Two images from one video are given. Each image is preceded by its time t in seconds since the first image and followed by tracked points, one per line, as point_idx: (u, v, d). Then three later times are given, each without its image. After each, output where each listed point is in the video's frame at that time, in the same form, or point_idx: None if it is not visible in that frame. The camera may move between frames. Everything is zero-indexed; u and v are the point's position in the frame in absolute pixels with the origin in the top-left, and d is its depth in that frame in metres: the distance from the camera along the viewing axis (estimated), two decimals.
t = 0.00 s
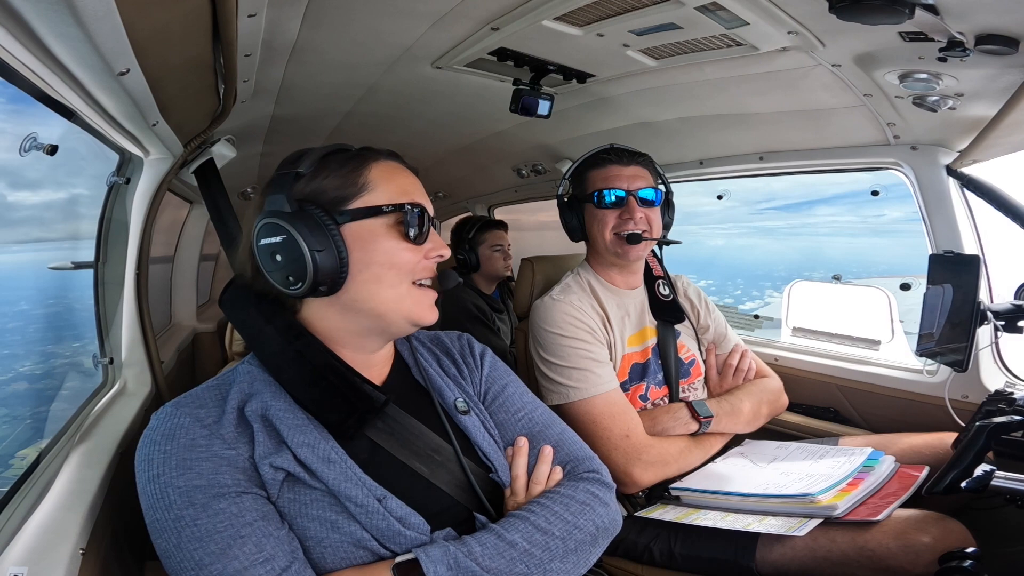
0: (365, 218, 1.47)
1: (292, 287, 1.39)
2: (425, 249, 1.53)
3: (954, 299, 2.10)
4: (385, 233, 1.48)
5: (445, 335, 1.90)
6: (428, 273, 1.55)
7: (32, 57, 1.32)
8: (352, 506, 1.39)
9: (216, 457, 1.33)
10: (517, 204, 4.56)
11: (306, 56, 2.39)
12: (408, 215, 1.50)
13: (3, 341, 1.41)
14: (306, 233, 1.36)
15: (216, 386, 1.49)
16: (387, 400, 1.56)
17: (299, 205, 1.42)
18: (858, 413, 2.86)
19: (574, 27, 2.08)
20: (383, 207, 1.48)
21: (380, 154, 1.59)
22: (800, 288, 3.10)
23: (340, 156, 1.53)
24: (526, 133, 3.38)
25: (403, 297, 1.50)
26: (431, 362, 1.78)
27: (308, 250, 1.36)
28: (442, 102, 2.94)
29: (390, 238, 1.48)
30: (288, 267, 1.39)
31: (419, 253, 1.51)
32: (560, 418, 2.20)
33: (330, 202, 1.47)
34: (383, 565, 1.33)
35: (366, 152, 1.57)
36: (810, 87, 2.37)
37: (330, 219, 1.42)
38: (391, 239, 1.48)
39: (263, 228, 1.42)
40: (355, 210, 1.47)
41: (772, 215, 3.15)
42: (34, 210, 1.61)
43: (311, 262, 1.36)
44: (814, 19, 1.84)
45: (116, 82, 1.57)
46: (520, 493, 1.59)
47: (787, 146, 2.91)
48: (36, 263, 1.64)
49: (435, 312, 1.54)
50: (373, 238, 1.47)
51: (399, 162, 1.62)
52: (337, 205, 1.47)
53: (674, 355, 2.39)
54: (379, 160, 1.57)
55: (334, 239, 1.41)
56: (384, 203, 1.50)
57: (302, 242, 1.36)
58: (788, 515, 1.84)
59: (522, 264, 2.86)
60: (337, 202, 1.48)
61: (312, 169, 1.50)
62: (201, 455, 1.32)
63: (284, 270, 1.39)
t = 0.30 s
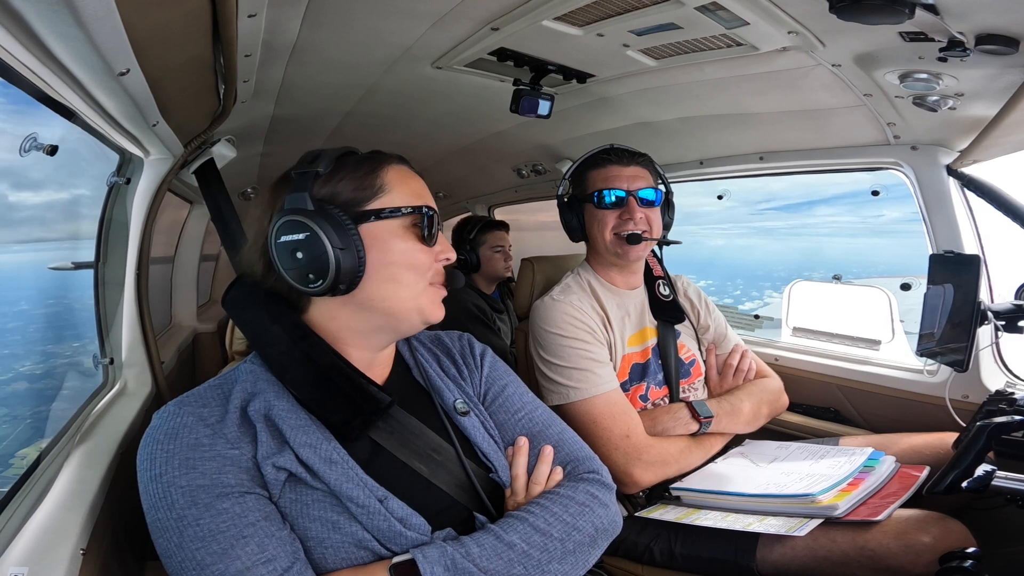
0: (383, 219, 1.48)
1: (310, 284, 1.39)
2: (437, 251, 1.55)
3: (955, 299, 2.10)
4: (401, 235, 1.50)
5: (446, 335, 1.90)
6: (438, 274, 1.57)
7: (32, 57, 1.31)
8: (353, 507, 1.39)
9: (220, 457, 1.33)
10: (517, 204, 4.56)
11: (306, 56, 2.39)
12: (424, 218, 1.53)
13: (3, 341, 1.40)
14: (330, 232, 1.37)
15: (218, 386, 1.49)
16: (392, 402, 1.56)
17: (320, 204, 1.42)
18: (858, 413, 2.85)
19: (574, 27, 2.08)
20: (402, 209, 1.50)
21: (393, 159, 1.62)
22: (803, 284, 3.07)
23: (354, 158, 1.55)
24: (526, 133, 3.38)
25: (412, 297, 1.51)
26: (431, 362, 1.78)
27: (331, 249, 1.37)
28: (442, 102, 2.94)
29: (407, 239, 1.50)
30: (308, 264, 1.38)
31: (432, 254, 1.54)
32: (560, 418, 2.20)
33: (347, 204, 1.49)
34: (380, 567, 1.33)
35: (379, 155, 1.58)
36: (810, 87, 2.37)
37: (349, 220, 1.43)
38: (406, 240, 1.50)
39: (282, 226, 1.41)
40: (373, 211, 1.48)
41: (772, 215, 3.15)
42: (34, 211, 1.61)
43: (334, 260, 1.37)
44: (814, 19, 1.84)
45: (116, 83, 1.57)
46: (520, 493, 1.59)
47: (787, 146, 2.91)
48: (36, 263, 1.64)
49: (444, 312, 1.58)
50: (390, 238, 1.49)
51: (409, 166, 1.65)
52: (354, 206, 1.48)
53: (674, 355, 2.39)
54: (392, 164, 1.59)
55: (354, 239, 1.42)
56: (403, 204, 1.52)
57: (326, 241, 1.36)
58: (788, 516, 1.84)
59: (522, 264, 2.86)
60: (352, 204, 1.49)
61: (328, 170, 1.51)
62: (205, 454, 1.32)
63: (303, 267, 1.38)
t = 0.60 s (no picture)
0: (392, 218, 1.49)
1: (317, 282, 1.39)
2: (441, 252, 1.56)
3: (955, 300, 2.10)
4: (408, 235, 1.50)
5: (447, 337, 1.90)
6: (441, 275, 1.58)
7: (33, 56, 1.32)
8: (354, 505, 1.39)
9: (222, 454, 1.33)
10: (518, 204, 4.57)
11: (306, 56, 2.39)
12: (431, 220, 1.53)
13: (4, 341, 1.40)
14: (340, 230, 1.37)
15: (220, 383, 1.49)
16: (396, 401, 1.55)
17: (330, 201, 1.42)
18: (858, 414, 2.85)
19: (574, 28, 2.08)
20: (410, 209, 1.51)
21: (401, 159, 1.62)
22: (801, 288, 3.10)
23: (364, 157, 1.55)
24: (527, 133, 3.38)
25: (416, 299, 1.52)
26: (432, 363, 1.78)
27: (340, 246, 1.38)
28: (442, 102, 2.94)
29: (413, 240, 1.51)
30: (316, 262, 1.38)
31: (437, 255, 1.54)
32: (560, 418, 2.20)
33: (355, 203, 1.49)
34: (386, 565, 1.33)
35: (387, 156, 1.59)
36: (810, 87, 2.36)
37: (358, 219, 1.44)
38: (412, 240, 1.51)
39: (292, 223, 1.41)
40: (381, 211, 1.48)
41: (772, 216, 3.15)
42: (35, 210, 1.61)
43: (342, 259, 1.38)
44: (814, 19, 1.84)
45: (117, 83, 1.57)
46: (522, 493, 1.60)
47: (787, 147, 2.91)
48: (36, 262, 1.64)
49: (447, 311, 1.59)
50: (398, 238, 1.49)
51: (416, 167, 1.65)
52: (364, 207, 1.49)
53: (673, 355, 2.39)
54: (400, 164, 1.59)
55: (363, 238, 1.42)
56: (410, 205, 1.53)
57: (335, 239, 1.37)
58: (788, 516, 1.83)
59: (522, 264, 2.86)
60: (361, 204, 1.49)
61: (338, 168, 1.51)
62: (207, 452, 1.32)
63: (312, 264, 1.38)
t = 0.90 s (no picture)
0: (395, 217, 1.49)
1: (325, 279, 1.39)
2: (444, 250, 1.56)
3: (955, 301, 2.10)
4: (411, 234, 1.51)
5: (445, 334, 1.90)
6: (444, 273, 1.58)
7: (33, 56, 1.32)
8: (355, 506, 1.39)
9: (226, 455, 1.33)
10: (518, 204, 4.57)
11: (307, 56, 2.39)
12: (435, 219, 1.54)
13: (4, 341, 1.40)
14: (347, 228, 1.37)
15: (222, 382, 1.49)
16: (398, 401, 1.54)
17: (336, 200, 1.42)
18: (858, 414, 2.85)
19: (574, 28, 2.08)
20: (414, 209, 1.51)
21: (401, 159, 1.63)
22: (801, 287, 3.09)
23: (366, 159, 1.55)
24: (527, 134, 3.38)
25: (417, 297, 1.52)
26: (431, 360, 1.78)
27: (348, 244, 1.37)
28: (443, 102, 2.95)
29: (417, 239, 1.51)
30: (323, 259, 1.38)
31: (440, 254, 1.55)
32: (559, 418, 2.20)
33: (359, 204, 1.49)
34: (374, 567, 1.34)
35: (389, 157, 1.59)
36: (811, 88, 2.36)
37: (363, 217, 1.44)
38: (416, 239, 1.51)
39: (298, 221, 1.41)
40: (385, 210, 1.49)
41: (772, 216, 3.15)
42: (36, 210, 1.61)
43: (350, 256, 1.37)
44: (815, 19, 1.84)
45: (117, 83, 1.57)
46: (515, 492, 1.60)
47: (787, 147, 2.92)
48: (36, 262, 1.64)
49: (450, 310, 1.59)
50: (402, 236, 1.49)
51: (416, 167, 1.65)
52: (370, 206, 1.49)
53: (673, 356, 2.39)
54: (400, 165, 1.60)
55: (369, 236, 1.42)
56: (413, 204, 1.53)
57: (342, 236, 1.37)
58: (788, 517, 1.83)
59: (522, 264, 2.86)
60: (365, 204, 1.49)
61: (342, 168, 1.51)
62: (211, 452, 1.32)
63: (319, 262, 1.38)
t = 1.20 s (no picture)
0: (392, 218, 1.49)
1: (320, 283, 1.40)
2: (443, 250, 1.56)
3: (955, 302, 2.10)
4: (409, 234, 1.50)
5: (444, 331, 1.90)
6: (445, 273, 1.57)
7: (34, 56, 1.32)
8: (356, 507, 1.39)
9: (229, 456, 1.33)
10: (518, 204, 4.57)
11: (308, 56, 2.39)
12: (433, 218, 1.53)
13: (4, 341, 1.40)
14: (339, 231, 1.38)
15: (224, 381, 1.49)
16: (399, 402, 1.54)
17: (330, 203, 1.43)
18: (858, 415, 2.85)
19: (575, 29, 2.09)
20: (409, 209, 1.51)
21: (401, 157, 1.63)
22: (802, 288, 3.09)
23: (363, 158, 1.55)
24: (527, 134, 3.38)
25: (418, 298, 1.51)
26: (430, 359, 1.78)
27: (341, 248, 1.38)
28: (443, 103, 2.95)
29: (414, 240, 1.51)
30: (318, 264, 1.39)
31: (439, 254, 1.54)
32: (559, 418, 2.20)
33: (356, 204, 1.49)
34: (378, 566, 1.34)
35: (388, 156, 1.59)
36: (812, 88, 2.36)
37: (358, 218, 1.44)
38: (413, 239, 1.51)
39: (293, 225, 1.42)
40: (381, 210, 1.49)
41: (772, 216, 3.15)
42: (36, 210, 1.61)
43: (343, 260, 1.38)
44: (815, 20, 1.85)
45: (118, 83, 1.57)
46: (510, 489, 1.60)
47: (787, 148, 2.92)
48: (37, 262, 1.64)
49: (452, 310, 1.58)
50: (399, 236, 1.49)
51: (417, 166, 1.65)
52: (365, 207, 1.49)
53: (673, 357, 2.39)
54: (399, 163, 1.60)
55: (363, 238, 1.42)
56: (410, 205, 1.53)
57: (335, 240, 1.37)
58: (788, 518, 1.83)
59: (523, 264, 2.85)
60: (363, 205, 1.49)
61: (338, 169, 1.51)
62: (214, 452, 1.32)
63: (314, 266, 1.39)
